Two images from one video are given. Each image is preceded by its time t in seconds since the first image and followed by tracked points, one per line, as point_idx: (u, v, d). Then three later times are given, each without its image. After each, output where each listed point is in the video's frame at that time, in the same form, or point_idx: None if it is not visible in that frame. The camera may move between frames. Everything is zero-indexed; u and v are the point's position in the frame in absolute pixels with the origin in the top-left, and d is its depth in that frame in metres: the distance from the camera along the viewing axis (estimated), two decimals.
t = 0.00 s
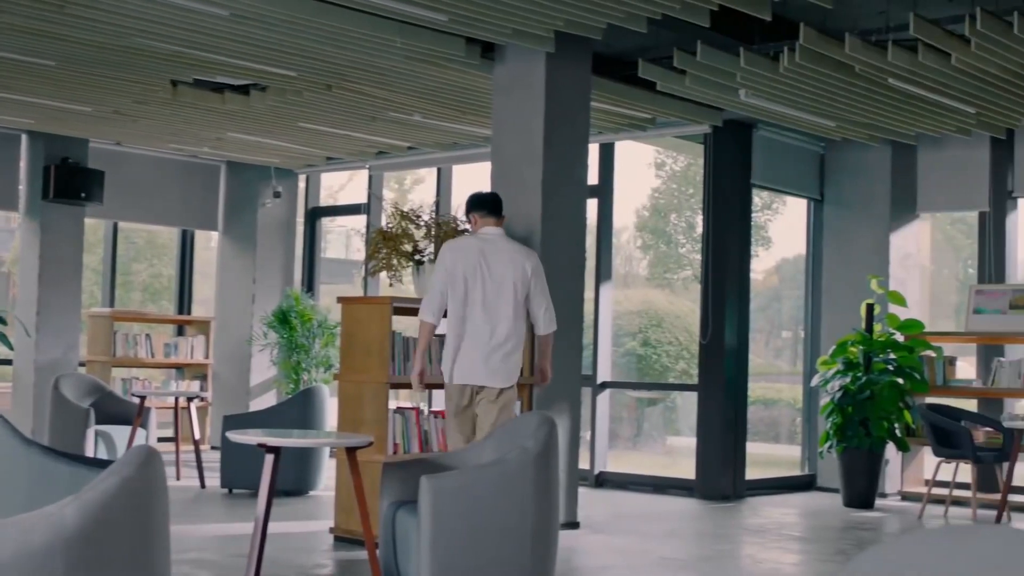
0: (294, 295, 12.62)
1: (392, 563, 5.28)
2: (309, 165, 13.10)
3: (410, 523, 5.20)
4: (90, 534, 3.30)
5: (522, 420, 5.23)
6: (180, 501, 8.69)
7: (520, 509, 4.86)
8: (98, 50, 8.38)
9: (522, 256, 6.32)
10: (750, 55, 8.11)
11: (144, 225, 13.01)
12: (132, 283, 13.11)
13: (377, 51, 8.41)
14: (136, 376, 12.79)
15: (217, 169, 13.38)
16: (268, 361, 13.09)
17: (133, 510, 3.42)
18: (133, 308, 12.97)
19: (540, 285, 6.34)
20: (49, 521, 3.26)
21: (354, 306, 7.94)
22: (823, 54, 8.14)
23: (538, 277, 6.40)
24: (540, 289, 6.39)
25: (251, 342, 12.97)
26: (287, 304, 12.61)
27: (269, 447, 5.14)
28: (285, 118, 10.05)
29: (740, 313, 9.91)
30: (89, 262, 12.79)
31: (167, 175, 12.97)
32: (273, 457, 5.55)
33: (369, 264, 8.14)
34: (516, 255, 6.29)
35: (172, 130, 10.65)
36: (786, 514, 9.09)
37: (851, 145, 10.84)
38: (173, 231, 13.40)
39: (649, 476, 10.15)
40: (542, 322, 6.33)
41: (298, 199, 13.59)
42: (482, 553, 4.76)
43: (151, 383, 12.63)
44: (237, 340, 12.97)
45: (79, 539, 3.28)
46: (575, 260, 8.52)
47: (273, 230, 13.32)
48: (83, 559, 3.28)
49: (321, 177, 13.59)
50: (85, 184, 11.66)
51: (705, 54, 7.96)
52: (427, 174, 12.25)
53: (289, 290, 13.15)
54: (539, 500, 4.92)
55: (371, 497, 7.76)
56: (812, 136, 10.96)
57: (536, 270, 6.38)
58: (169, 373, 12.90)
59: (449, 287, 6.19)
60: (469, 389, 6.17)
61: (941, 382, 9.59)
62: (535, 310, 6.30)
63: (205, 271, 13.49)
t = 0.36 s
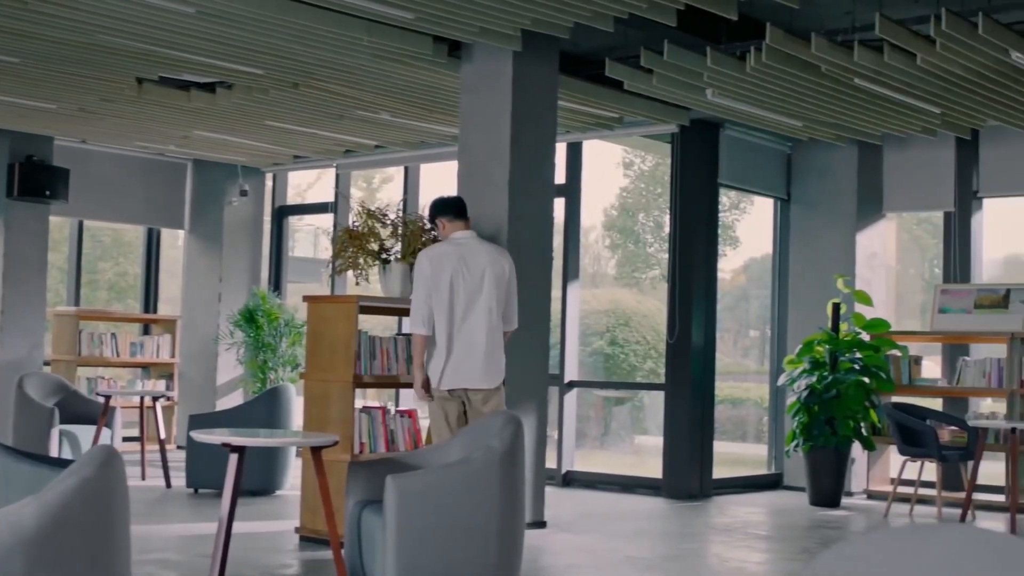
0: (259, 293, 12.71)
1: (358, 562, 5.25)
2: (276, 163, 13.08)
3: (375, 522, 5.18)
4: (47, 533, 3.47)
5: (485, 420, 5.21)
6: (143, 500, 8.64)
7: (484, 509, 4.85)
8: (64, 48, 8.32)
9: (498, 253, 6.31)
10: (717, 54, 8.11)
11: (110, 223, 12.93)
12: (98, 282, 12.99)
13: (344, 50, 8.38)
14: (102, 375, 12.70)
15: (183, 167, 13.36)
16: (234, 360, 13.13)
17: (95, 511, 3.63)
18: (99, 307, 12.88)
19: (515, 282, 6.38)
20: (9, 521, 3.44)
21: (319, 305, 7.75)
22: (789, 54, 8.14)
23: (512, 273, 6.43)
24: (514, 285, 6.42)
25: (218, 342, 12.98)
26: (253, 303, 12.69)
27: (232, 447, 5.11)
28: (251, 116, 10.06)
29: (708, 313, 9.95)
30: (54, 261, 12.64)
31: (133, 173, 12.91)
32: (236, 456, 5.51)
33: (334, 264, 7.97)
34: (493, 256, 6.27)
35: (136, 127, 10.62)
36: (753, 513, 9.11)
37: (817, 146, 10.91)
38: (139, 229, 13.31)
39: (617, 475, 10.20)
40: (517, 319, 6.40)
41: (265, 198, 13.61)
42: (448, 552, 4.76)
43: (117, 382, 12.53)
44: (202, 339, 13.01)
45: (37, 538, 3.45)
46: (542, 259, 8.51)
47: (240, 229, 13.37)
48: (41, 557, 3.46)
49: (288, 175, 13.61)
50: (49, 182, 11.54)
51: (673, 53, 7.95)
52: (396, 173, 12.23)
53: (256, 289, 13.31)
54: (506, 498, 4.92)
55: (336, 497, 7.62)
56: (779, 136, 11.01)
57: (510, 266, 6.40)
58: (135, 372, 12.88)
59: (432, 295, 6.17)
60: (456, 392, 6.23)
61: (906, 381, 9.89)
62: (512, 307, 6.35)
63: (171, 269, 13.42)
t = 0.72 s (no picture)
0: (237, 292, 12.68)
1: (334, 561, 5.22)
2: (254, 162, 13.08)
3: (352, 522, 5.15)
4: (20, 534, 3.39)
5: (464, 418, 5.18)
6: (120, 500, 8.63)
7: (460, 508, 4.82)
8: (40, 45, 8.29)
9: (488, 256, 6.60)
10: (695, 53, 8.10)
11: (88, 221, 12.89)
12: (75, 281, 12.94)
13: (321, 48, 8.35)
14: (79, 375, 12.63)
15: (160, 165, 13.35)
16: (212, 359, 13.15)
17: (65, 507, 3.53)
18: (75, 306, 12.83)
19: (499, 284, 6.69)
20: None
21: (298, 304, 7.60)
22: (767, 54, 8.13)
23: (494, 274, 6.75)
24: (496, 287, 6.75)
25: (195, 341, 13.00)
26: (231, 302, 12.69)
27: (208, 446, 5.08)
28: (228, 114, 10.06)
29: (686, 310, 9.97)
30: (30, 259, 12.58)
31: (110, 172, 12.88)
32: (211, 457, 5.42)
33: (311, 263, 7.82)
34: (488, 258, 6.51)
35: (113, 125, 10.60)
36: (730, 512, 9.11)
37: (794, 145, 10.96)
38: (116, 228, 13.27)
39: (595, 474, 10.22)
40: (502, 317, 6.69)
41: (243, 196, 13.63)
42: (425, 552, 4.73)
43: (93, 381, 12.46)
44: (180, 338, 12.99)
45: (12, 539, 3.37)
46: (519, 257, 8.49)
47: (219, 226, 13.37)
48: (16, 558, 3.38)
49: (266, 173, 13.61)
50: (25, 179, 11.47)
51: (650, 52, 7.93)
52: (375, 172, 12.23)
53: (233, 287, 13.30)
54: (482, 497, 4.91)
55: (313, 497, 7.46)
56: (758, 135, 11.04)
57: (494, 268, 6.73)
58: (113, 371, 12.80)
59: (433, 293, 6.27)
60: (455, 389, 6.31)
61: (884, 380, 9.94)
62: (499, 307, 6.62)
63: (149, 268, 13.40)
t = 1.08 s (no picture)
0: (222, 292, 12.72)
1: (316, 560, 5.19)
2: (239, 161, 13.06)
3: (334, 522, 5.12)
4: None
5: (449, 418, 5.14)
6: (102, 500, 8.62)
7: (443, 510, 4.80)
8: (23, 43, 8.26)
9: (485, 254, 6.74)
10: (679, 52, 8.08)
11: (73, 221, 12.87)
12: (59, 280, 12.92)
13: (305, 47, 8.32)
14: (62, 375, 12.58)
15: (145, 164, 13.33)
16: (196, 358, 13.18)
17: (43, 506, 3.49)
18: (59, 305, 12.81)
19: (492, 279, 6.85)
20: None
21: (281, 303, 7.49)
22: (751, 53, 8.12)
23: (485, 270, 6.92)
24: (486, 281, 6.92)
25: (180, 341, 13.02)
26: (215, 302, 12.69)
27: (188, 446, 5.00)
28: (213, 112, 10.04)
29: (670, 310, 9.98)
30: (13, 258, 12.54)
31: (93, 171, 12.85)
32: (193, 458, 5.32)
33: (294, 261, 7.76)
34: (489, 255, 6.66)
35: (97, 123, 10.59)
36: (715, 511, 9.11)
37: (779, 145, 10.97)
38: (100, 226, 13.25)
39: (580, 473, 10.23)
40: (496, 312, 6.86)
41: (228, 195, 13.62)
42: (409, 551, 4.71)
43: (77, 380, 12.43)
44: (164, 338, 12.97)
45: None
46: (503, 256, 8.47)
47: (203, 224, 13.41)
48: None
49: (251, 172, 13.59)
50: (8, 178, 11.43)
51: (634, 51, 7.91)
52: (361, 172, 12.22)
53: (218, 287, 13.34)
54: (466, 496, 4.88)
55: (296, 498, 7.37)
56: (743, 135, 11.05)
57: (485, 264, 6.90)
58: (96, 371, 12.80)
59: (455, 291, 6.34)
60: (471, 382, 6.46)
61: (868, 379, 10.00)
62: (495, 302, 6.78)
63: (134, 267, 13.39)
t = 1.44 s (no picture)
0: (210, 292, 12.72)
1: (305, 559, 5.18)
2: (228, 160, 13.05)
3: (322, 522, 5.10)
4: None
5: (437, 416, 5.12)
6: (90, 500, 8.61)
7: (430, 509, 4.78)
8: (10, 42, 8.24)
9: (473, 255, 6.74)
10: (668, 52, 8.07)
11: (62, 220, 12.86)
12: (47, 279, 12.90)
13: (294, 46, 8.30)
14: (51, 375, 12.58)
15: (133, 164, 13.31)
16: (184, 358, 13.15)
17: (27, 505, 3.49)
18: (48, 305, 12.80)
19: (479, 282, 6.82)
20: None
21: (268, 302, 7.45)
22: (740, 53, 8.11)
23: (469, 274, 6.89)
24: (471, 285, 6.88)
25: (169, 340, 12.98)
26: (204, 301, 12.67)
27: (177, 446, 4.98)
28: (201, 112, 10.02)
29: (659, 309, 9.97)
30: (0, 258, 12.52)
31: (82, 171, 12.83)
32: (181, 458, 5.26)
33: (282, 261, 7.74)
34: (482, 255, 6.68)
35: (86, 122, 10.58)
36: (704, 511, 9.11)
37: (768, 145, 10.97)
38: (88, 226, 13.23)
39: (570, 474, 10.24)
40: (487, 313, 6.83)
41: (217, 194, 13.60)
42: (396, 550, 4.70)
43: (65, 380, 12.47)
44: (152, 339, 12.96)
45: None
46: (492, 256, 8.45)
47: (190, 224, 13.37)
48: None
49: (240, 171, 13.57)
50: None
51: (623, 51, 7.90)
52: (351, 171, 12.20)
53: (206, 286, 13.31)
54: (453, 496, 4.88)
55: (284, 499, 7.34)
56: (732, 135, 11.05)
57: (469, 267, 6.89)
58: (84, 370, 12.84)
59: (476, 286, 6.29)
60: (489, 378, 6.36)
61: (857, 379, 10.01)
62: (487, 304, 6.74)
63: (123, 266, 13.37)
